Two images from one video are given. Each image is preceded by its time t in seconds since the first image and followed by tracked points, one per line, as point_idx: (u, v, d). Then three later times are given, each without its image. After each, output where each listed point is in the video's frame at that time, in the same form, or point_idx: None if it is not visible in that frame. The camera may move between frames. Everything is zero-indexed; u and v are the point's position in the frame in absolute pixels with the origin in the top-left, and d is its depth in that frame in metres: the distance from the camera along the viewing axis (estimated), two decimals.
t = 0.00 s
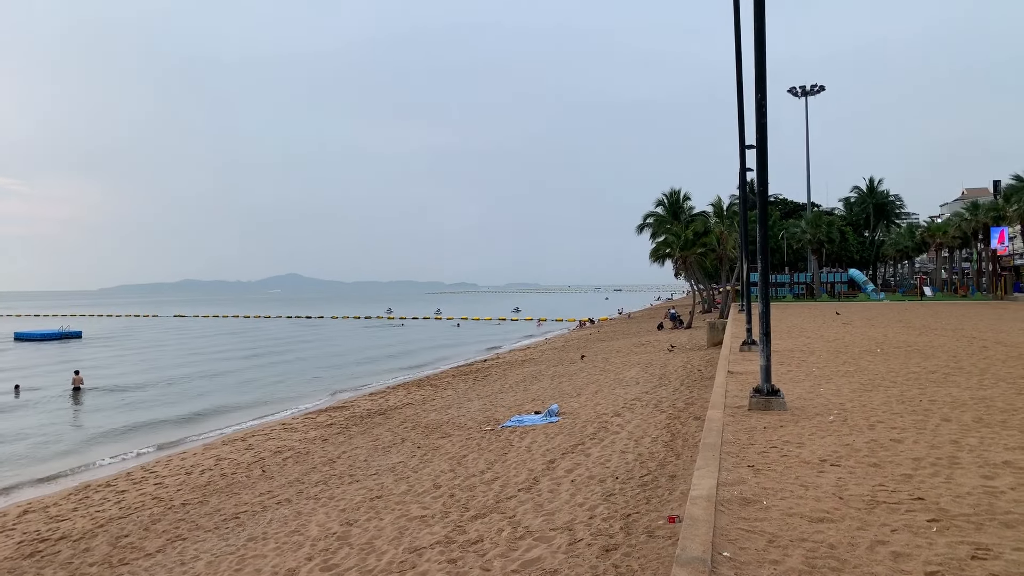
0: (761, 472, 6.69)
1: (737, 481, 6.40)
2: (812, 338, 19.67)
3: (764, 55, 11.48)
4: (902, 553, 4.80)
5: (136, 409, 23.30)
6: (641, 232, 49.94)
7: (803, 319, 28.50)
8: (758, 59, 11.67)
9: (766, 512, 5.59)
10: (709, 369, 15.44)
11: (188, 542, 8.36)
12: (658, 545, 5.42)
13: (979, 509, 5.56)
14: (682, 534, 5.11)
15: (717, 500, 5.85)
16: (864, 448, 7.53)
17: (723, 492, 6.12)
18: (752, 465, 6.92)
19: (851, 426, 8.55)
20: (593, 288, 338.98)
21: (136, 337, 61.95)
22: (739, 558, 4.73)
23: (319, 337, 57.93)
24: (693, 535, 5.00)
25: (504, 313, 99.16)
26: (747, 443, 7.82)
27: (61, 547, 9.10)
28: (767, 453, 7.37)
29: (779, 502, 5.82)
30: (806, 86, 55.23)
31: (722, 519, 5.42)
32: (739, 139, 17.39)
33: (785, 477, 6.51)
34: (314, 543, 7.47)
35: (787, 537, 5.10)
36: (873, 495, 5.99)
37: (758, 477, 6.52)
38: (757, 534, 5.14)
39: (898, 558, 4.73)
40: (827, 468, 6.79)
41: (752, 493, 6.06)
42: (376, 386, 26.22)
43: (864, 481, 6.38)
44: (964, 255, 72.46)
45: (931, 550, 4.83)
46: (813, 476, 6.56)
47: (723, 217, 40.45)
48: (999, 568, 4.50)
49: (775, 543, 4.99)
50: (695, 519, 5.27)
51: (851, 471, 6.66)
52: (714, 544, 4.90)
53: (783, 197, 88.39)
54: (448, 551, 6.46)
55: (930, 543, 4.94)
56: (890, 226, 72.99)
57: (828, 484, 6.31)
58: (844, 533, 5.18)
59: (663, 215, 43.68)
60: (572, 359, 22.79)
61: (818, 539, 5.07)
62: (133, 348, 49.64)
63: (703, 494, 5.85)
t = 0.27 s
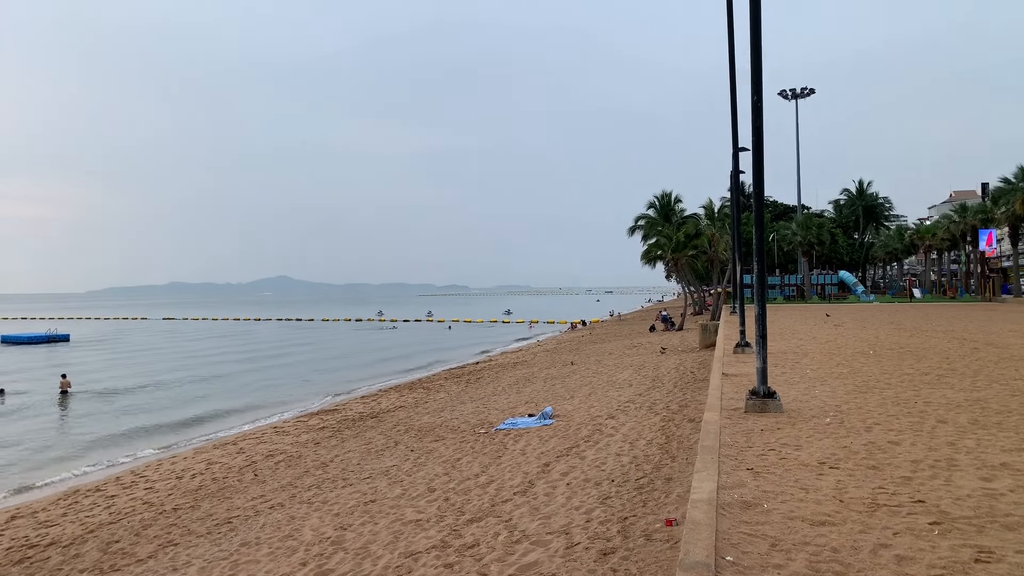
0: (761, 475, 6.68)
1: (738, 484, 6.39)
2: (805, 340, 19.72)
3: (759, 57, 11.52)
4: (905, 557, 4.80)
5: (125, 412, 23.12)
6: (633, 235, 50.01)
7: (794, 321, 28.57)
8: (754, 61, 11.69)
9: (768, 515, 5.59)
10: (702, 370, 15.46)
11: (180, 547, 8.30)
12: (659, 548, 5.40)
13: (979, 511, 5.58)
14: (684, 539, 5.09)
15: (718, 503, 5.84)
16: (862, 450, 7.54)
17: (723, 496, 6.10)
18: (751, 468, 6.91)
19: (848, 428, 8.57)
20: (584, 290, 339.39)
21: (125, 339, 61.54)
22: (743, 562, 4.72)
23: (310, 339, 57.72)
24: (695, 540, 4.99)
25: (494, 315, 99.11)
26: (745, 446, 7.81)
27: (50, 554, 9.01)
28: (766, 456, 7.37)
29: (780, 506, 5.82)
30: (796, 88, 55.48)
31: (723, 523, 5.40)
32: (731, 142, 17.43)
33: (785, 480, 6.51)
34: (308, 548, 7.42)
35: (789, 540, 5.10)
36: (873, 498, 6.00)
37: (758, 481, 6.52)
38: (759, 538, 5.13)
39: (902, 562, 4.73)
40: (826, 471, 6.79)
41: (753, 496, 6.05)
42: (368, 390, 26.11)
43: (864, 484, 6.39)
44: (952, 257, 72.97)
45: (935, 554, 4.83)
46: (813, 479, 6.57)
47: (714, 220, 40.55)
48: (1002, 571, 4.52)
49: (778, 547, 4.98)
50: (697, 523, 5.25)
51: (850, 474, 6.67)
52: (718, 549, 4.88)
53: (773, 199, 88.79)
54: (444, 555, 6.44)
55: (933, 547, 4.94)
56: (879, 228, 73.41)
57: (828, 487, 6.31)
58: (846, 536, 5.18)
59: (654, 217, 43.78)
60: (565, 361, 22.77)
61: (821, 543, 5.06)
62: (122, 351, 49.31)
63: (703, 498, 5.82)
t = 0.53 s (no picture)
0: (751, 476, 6.70)
1: (729, 485, 6.41)
2: (792, 341, 19.82)
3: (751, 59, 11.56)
4: (896, 558, 4.83)
5: (110, 412, 22.90)
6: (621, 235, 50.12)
7: (781, 321, 28.72)
8: (746, 62, 11.73)
9: (759, 517, 5.60)
10: (691, 371, 15.51)
11: (166, 549, 8.22)
12: (651, 549, 5.40)
13: (969, 512, 5.62)
14: (677, 540, 5.09)
15: (710, 504, 5.85)
16: (852, 451, 7.58)
17: (715, 497, 6.11)
18: (742, 469, 6.93)
19: (837, 428, 8.62)
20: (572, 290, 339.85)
21: (110, 338, 61.00)
22: (735, 563, 4.73)
23: (297, 338, 57.43)
24: (687, 541, 5.00)
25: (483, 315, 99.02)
26: (736, 446, 7.83)
27: (33, 555, 8.92)
28: (756, 457, 7.39)
29: (771, 507, 5.84)
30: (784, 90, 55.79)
31: (715, 524, 5.42)
32: (721, 143, 17.49)
33: (775, 481, 6.53)
34: (297, 549, 7.37)
35: (781, 541, 5.11)
36: (864, 499, 6.03)
37: (749, 481, 6.53)
38: (752, 539, 5.15)
39: (893, 563, 4.76)
40: (817, 471, 6.82)
41: (744, 497, 6.06)
42: (356, 389, 25.99)
43: (854, 484, 6.43)
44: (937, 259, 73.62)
45: (925, 555, 4.86)
46: (804, 479, 6.59)
47: (702, 220, 40.71)
48: (993, 572, 4.55)
49: (770, 548, 4.99)
50: (689, 524, 5.25)
51: (841, 475, 6.70)
52: (710, 550, 4.89)
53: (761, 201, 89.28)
54: (434, 556, 6.41)
55: (924, 548, 4.97)
56: (865, 229, 73.97)
57: (819, 487, 6.34)
58: (838, 537, 5.20)
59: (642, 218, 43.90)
60: (553, 361, 22.76)
61: (813, 544, 5.08)
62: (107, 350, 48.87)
63: (695, 499, 5.82)
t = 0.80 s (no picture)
0: (745, 480, 6.70)
1: (723, 489, 6.40)
2: (786, 344, 19.86)
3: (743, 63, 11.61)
4: (891, 562, 4.84)
5: (103, 417, 22.80)
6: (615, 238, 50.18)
7: (774, 324, 28.79)
8: (738, 67, 11.78)
9: (755, 521, 5.60)
10: (685, 374, 15.51)
11: (158, 556, 8.16)
12: (645, 553, 5.39)
13: (963, 515, 5.63)
14: (672, 545, 5.08)
15: (704, 509, 5.84)
16: (846, 454, 7.59)
17: (710, 501, 6.10)
18: (736, 473, 6.93)
19: (831, 431, 8.64)
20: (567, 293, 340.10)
21: (102, 343, 60.72)
22: (730, 568, 4.73)
23: (290, 343, 57.26)
24: (681, 545, 5.00)
25: (477, 318, 98.98)
26: (730, 450, 7.84)
27: (24, 562, 8.85)
28: (750, 460, 7.40)
29: (766, 511, 5.83)
30: (776, 94, 56.01)
31: (710, 528, 5.41)
32: (714, 146, 17.54)
33: (769, 485, 6.54)
34: (289, 555, 7.33)
35: (776, 546, 5.12)
36: (858, 502, 6.03)
37: (743, 485, 6.54)
38: (746, 544, 5.15)
39: (888, 567, 4.77)
40: (811, 475, 6.83)
41: (739, 502, 6.06)
42: (350, 394, 25.93)
43: (849, 488, 6.43)
44: (929, 262, 73.94)
45: (920, 558, 4.87)
46: (798, 483, 6.60)
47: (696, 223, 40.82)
48: None
49: (765, 553, 4.99)
50: (684, 529, 5.25)
51: (834, 478, 6.72)
52: (705, 555, 4.88)
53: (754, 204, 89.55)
54: (429, 561, 6.39)
55: (919, 551, 4.98)
56: (857, 232, 74.27)
57: (813, 491, 6.35)
58: (832, 541, 5.21)
59: (636, 221, 43.99)
60: (547, 365, 22.75)
61: (808, 548, 5.09)
62: (99, 355, 48.61)
63: (689, 504, 5.81)
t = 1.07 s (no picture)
0: (743, 483, 6.70)
1: (720, 493, 6.40)
2: (783, 347, 19.87)
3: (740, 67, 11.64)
4: (889, 566, 4.84)
5: (99, 421, 22.77)
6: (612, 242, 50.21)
7: (771, 328, 28.82)
8: (735, 71, 11.80)
9: (752, 525, 5.60)
10: (682, 377, 15.51)
11: (154, 560, 8.14)
12: (643, 557, 5.38)
13: (960, 520, 5.63)
14: (669, 549, 5.07)
15: (702, 513, 5.83)
16: (843, 458, 7.59)
17: (707, 505, 6.09)
18: (733, 477, 6.92)
19: (828, 435, 8.65)
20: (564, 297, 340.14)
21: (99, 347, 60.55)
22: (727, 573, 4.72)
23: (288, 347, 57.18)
24: (678, 549, 5.00)
25: (474, 322, 98.93)
26: (727, 454, 7.83)
27: (19, 567, 8.82)
28: (748, 464, 7.39)
29: (763, 515, 5.84)
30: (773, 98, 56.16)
31: (707, 532, 5.41)
32: (711, 150, 17.57)
33: (767, 489, 6.53)
34: (285, 559, 7.31)
35: (773, 550, 5.11)
36: (855, 506, 6.03)
37: (740, 489, 6.53)
38: (744, 548, 5.14)
39: (886, 571, 4.77)
40: (808, 479, 6.83)
41: (736, 506, 6.06)
42: (347, 398, 25.90)
43: (845, 492, 6.43)
44: (926, 266, 74.12)
45: (917, 562, 4.87)
46: (795, 487, 6.59)
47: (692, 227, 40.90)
48: None
49: (763, 557, 4.99)
50: (681, 533, 5.24)
51: (832, 482, 6.71)
52: (702, 560, 4.88)
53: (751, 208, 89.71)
54: (426, 566, 6.38)
55: (916, 555, 4.98)
56: (854, 236, 74.40)
57: (810, 495, 6.35)
58: (830, 545, 5.20)
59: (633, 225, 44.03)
60: (545, 368, 22.74)
61: (805, 552, 5.09)
62: (95, 359, 48.46)
63: (687, 508, 5.81)
